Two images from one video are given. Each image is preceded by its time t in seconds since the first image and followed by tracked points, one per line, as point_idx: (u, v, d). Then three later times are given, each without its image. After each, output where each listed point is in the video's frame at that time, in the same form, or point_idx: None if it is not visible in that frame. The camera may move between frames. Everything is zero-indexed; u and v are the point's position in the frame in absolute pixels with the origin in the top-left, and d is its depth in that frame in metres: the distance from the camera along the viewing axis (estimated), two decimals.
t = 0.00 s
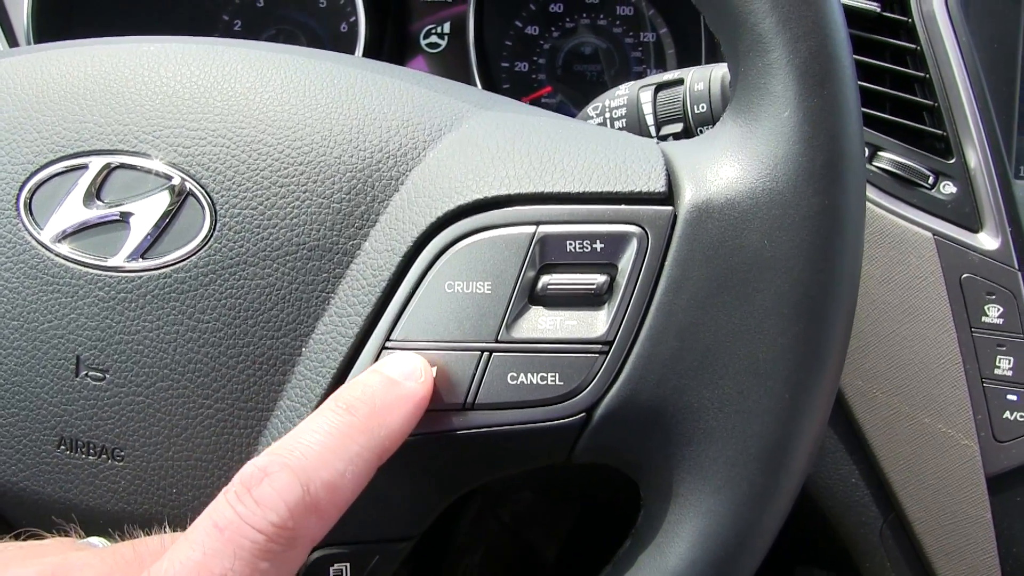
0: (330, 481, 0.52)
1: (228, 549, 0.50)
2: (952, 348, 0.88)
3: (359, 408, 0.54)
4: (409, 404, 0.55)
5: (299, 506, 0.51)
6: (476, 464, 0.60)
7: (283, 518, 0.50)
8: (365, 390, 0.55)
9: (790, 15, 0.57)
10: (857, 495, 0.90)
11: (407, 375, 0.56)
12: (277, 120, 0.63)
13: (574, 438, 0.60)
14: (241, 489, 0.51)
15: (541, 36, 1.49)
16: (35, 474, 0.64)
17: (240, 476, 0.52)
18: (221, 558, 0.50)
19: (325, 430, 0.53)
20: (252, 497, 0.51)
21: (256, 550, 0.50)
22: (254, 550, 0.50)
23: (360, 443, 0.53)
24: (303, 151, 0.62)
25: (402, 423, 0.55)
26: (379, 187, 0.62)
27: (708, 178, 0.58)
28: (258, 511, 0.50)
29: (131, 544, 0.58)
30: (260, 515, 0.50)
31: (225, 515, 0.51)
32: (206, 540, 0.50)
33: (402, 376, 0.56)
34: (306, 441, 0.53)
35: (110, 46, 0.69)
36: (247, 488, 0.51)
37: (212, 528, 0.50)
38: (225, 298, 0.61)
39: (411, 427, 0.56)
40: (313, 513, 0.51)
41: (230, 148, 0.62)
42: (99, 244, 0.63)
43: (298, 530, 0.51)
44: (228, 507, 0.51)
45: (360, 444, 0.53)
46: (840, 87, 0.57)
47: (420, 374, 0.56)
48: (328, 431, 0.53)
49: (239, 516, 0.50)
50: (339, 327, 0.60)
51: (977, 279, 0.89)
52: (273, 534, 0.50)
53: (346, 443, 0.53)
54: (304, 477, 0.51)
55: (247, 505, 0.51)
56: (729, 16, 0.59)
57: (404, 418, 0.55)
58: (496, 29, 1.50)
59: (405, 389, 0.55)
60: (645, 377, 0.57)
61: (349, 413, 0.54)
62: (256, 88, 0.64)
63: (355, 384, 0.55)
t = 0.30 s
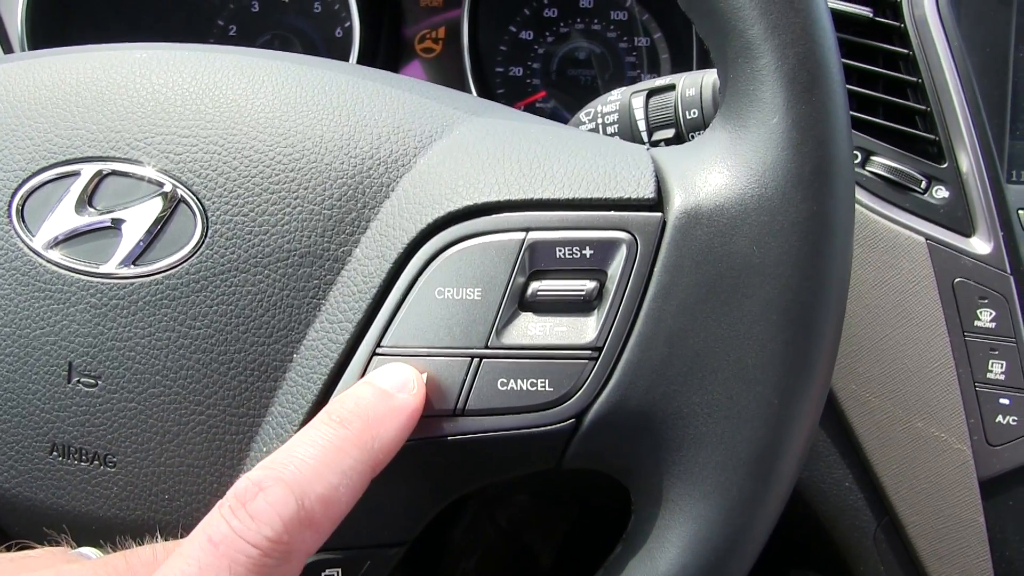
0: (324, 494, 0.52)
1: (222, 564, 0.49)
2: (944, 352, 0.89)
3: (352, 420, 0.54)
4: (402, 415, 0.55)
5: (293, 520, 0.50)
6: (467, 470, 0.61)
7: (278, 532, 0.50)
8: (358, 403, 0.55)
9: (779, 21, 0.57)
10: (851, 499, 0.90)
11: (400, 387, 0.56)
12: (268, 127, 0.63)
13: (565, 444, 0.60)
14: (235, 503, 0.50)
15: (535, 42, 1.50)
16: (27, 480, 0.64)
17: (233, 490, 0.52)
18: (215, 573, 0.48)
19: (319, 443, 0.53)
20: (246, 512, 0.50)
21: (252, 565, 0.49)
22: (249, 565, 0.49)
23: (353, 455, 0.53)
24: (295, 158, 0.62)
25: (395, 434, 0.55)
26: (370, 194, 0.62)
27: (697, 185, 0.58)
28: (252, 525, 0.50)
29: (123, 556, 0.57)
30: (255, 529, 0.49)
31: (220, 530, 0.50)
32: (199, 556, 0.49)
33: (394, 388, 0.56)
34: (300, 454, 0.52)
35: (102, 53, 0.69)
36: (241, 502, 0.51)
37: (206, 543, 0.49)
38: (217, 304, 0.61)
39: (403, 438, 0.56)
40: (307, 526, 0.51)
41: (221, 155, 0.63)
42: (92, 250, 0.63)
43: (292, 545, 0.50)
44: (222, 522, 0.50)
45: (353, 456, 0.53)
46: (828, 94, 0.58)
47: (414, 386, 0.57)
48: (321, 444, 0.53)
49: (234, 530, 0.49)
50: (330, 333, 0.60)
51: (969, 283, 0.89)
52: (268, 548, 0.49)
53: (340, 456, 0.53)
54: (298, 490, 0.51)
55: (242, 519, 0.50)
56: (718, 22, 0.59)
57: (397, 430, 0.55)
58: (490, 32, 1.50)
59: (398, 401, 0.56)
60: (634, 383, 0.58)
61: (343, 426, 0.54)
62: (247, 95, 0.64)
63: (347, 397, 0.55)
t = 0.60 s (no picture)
0: (336, 500, 0.52)
1: (235, 568, 0.48)
2: (947, 352, 0.89)
3: (364, 425, 0.54)
4: (413, 420, 0.56)
5: (306, 525, 0.50)
6: (469, 469, 0.60)
7: (292, 537, 0.49)
8: (370, 409, 0.55)
9: (783, 20, 0.57)
10: (852, 499, 0.90)
11: (412, 392, 0.56)
12: (271, 126, 0.63)
13: (567, 443, 0.60)
14: (248, 507, 0.50)
15: (536, 41, 1.50)
16: (29, 479, 0.64)
17: (245, 495, 0.51)
18: None
19: (331, 449, 0.53)
20: (260, 516, 0.49)
21: (265, 569, 0.48)
22: (262, 569, 0.48)
23: (365, 461, 0.53)
24: (297, 156, 0.62)
25: (406, 440, 0.55)
26: (372, 193, 0.62)
27: (700, 183, 0.58)
28: (266, 529, 0.49)
29: (129, 554, 0.56)
30: (269, 533, 0.49)
31: (234, 533, 0.49)
32: (211, 558, 0.48)
33: (405, 392, 0.56)
34: (312, 460, 0.52)
35: (104, 51, 0.69)
36: (254, 506, 0.50)
37: (219, 546, 0.48)
38: (219, 302, 0.61)
39: (414, 443, 0.56)
40: (319, 531, 0.51)
41: (223, 153, 0.63)
42: (94, 249, 0.63)
43: (305, 550, 0.50)
44: (235, 525, 0.49)
45: (365, 461, 0.53)
46: (832, 93, 0.57)
47: (426, 389, 0.57)
48: (333, 449, 0.53)
49: (247, 534, 0.49)
50: (332, 332, 0.60)
51: (971, 284, 0.89)
52: (281, 553, 0.49)
53: (352, 461, 0.53)
54: (311, 495, 0.51)
55: (255, 523, 0.49)
56: (722, 21, 0.59)
57: (409, 435, 0.55)
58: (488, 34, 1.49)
59: (409, 406, 0.56)
60: (637, 382, 0.58)
61: (355, 432, 0.54)
62: (249, 94, 0.64)
63: (358, 401, 0.55)
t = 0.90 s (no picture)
0: (346, 500, 0.52)
1: (247, 562, 0.49)
2: (947, 352, 0.89)
3: (375, 427, 0.54)
4: (422, 422, 0.56)
5: (317, 525, 0.51)
6: (470, 469, 0.61)
7: (303, 536, 0.50)
8: (380, 411, 0.55)
9: (781, 20, 0.57)
10: (853, 498, 0.90)
11: (420, 394, 0.57)
12: (271, 127, 0.63)
13: (566, 443, 0.60)
14: (262, 504, 0.51)
15: (536, 41, 1.50)
16: (30, 480, 0.64)
17: (258, 491, 0.52)
18: (239, 571, 0.48)
19: (341, 449, 0.53)
20: (272, 513, 0.50)
21: (276, 565, 0.50)
22: (273, 566, 0.49)
23: (375, 462, 0.54)
24: (297, 157, 0.62)
25: (414, 443, 0.55)
26: (371, 193, 0.62)
27: (699, 183, 0.58)
28: (278, 527, 0.50)
29: (132, 549, 0.57)
30: (281, 531, 0.50)
31: (247, 529, 0.50)
32: (224, 552, 0.49)
33: (410, 394, 0.56)
34: (323, 459, 0.53)
35: (103, 53, 0.69)
36: (267, 503, 0.51)
37: (232, 540, 0.49)
38: (220, 303, 0.61)
39: (422, 445, 0.56)
40: (329, 531, 0.52)
41: (223, 155, 0.63)
42: (94, 250, 0.63)
43: (315, 549, 0.51)
44: (248, 520, 0.50)
45: (375, 462, 0.54)
46: (830, 92, 0.58)
47: (431, 389, 0.57)
48: (344, 449, 0.53)
49: (260, 530, 0.50)
50: (332, 332, 0.60)
51: (971, 283, 0.89)
52: (292, 551, 0.50)
53: (361, 463, 0.53)
54: (322, 495, 0.52)
55: (268, 520, 0.50)
56: (720, 21, 0.59)
57: (417, 437, 0.56)
58: (490, 32, 1.49)
59: (418, 408, 0.56)
60: (637, 382, 0.58)
61: (365, 433, 0.54)
62: (248, 95, 0.64)
63: (368, 403, 0.55)
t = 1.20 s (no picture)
0: (310, 493, 0.51)
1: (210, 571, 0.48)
2: (944, 351, 0.89)
3: (336, 414, 0.52)
4: (388, 402, 0.54)
5: (279, 524, 0.49)
6: (468, 470, 0.61)
7: (265, 537, 0.49)
8: (342, 396, 0.53)
9: (776, 22, 0.57)
10: (851, 498, 0.90)
11: (386, 373, 0.54)
12: (268, 129, 0.63)
13: (563, 443, 0.60)
14: (220, 509, 0.50)
15: (535, 42, 1.50)
16: (30, 481, 0.65)
17: (220, 495, 0.51)
18: None
19: (302, 441, 0.52)
20: (232, 517, 0.49)
21: (241, 571, 0.48)
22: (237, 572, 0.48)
23: (338, 450, 0.52)
24: (294, 159, 0.63)
25: (381, 425, 0.53)
26: (369, 195, 0.62)
27: (695, 185, 0.58)
28: (238, 531, 0.49)
29: (120, 562, 0.57)
30: (241, 535, 0.49)
31: (207, 538, 0.49)
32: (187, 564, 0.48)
33: (378, 373, 0.54)
34: (283, 455, 0.51)
35: (101, 55, 0.69)
36: (226, 507, 0.50)
37: (194, 551, 0.49)
38: (217, 305, 0.61)
39: (391, 426, 0.54)
40: (294, 529, 0.50)
41: (220, 157, 0.63)
42: (92, 252, 0.63)
43: (281, 548, 0.49)
44: (208, 528, 0.49)
45: (339, 450, 0.52)
46: (825, 93, 0.58)
47: (402, 366, 0.55)
48: (305, 441, 0.52)
49: (220, 537, 0.49)
50: (329, 334, 0.61)
51: (969, 282, 0.89)
52: (256, 554, 0.48)
53: (324, 453, 0.51)
54: (282, 492, 0.50)
55: (228, 526, 0.49)
56: (715, 22, 0.60)
57: (385, 418, 0.53)
58: (489, 32, 1.50)
59: (384, 388, 0.54)
60: (633, 383, 0.58)
61: (327, 421, 0.52)
62: (246, 97, 0.65)
63: (331, 388, 0.54)
